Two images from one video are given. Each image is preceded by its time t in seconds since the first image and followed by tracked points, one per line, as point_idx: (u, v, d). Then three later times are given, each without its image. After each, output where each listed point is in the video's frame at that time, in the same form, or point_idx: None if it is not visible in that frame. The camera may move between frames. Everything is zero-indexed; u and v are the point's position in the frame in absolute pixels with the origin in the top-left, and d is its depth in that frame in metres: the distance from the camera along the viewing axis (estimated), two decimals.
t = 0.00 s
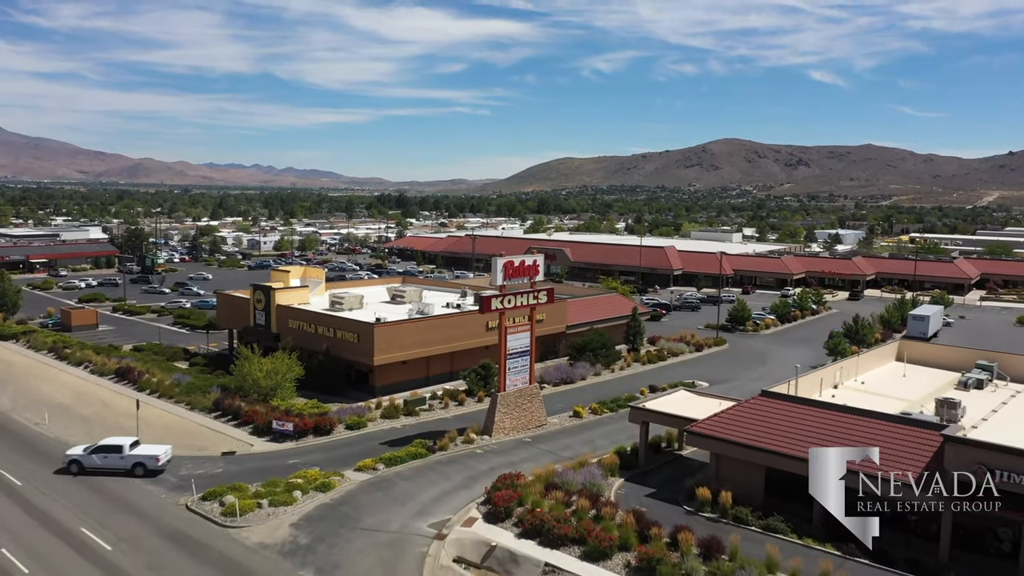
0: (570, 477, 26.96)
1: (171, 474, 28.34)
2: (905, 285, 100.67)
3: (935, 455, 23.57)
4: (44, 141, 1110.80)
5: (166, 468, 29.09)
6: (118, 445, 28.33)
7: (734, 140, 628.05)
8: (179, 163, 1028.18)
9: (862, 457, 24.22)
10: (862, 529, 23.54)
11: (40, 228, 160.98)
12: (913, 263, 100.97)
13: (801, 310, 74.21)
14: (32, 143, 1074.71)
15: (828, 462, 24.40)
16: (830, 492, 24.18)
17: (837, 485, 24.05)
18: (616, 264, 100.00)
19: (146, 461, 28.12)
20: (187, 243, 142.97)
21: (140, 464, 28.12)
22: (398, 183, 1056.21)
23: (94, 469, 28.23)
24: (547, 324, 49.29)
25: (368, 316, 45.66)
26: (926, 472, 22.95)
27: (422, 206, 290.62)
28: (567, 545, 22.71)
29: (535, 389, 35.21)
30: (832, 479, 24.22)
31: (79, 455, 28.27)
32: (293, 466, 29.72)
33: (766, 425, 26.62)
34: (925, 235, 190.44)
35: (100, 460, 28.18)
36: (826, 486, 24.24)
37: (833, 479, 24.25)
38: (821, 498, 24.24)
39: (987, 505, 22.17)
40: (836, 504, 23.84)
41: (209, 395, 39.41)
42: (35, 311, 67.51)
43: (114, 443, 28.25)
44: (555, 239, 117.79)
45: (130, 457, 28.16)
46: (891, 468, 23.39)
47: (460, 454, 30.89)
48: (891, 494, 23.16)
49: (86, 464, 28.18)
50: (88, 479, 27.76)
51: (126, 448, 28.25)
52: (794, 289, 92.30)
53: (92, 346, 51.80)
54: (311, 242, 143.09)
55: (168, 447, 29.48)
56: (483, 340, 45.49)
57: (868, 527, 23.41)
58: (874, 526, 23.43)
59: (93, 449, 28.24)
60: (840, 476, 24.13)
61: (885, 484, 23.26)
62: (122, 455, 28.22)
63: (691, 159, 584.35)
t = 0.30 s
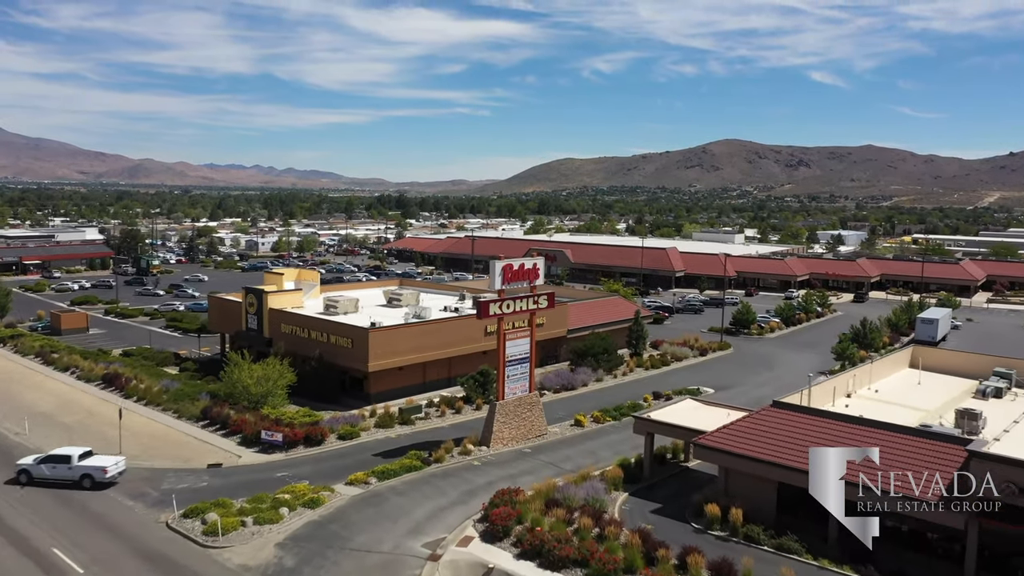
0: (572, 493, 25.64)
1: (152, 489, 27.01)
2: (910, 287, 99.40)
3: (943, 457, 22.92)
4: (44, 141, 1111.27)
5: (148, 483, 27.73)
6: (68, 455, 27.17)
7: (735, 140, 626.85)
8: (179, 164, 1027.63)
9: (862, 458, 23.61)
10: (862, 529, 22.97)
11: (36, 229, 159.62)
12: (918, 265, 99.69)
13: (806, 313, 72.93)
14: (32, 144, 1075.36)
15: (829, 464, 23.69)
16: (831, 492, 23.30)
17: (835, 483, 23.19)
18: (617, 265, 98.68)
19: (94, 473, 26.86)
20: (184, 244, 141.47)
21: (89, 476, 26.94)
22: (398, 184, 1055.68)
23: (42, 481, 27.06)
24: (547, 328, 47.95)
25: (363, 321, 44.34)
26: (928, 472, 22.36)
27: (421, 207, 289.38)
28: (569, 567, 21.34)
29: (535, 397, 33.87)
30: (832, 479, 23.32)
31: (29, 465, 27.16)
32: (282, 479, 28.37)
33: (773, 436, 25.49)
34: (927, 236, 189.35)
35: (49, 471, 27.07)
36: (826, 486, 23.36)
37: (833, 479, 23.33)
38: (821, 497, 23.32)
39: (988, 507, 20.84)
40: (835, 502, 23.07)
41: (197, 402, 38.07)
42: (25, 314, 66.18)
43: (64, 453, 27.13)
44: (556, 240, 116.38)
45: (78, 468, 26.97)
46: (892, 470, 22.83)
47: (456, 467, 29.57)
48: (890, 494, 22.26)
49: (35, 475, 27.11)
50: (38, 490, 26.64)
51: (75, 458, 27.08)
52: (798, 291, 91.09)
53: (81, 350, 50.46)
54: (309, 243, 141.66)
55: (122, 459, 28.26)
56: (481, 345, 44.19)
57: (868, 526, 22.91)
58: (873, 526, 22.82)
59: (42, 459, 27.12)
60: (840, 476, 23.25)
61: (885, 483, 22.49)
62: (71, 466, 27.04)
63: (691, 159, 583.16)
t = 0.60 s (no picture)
0: (574, 510, 24.35)
1: (131, 506, 25.68)
2: (915, 288, 98.07)
3: (950, 461, 22.03)
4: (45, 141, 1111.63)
5: (129, 498, 26.40)
6: (12, 465, 26.18)
7: (735, 141, 625.41)
8: (179, 164, 1026.60)
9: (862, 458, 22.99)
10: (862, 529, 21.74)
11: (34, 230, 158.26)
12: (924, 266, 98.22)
13: (811, 315, 71.58)
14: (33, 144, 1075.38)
15: (829, 466, 23.07)
16: (831, 490, 22.44)
17: (835, 482, 22.47)
18: (619, 267, 97.34)
19: (35, 485, 25.74)
20: (181, 245, 140.04)
21: (31, 489, 25.85)
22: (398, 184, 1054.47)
23: None
24: (547, 333, 46.62)
25: (357, 325, 42.99)
26: (927, 472, 21.88)
27: (421, 207, 288.22)
28: None
29: (535, 406, 32.55)
30: (832, 479, 22.60)
31: None
32: (270, 494, 27.03)
33: (776, 445, 24.53)
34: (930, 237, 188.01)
35: None
36: (827, 486, 22.53)
37: (833, 479, 22.60)
38: (821, 496, 22.43)
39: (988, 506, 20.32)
40: (835, 502, 22.21)
41: (185, 410, 36.73)
42: (15, 318, 64.85)
43: (8, 462, 26.15)
44: (557, 241, 114.94)
45: (21, 480, 25.91)
46: (891, 471, 22.31)
47: (453, 480, 28.25)
48: (890, 495, 21.58)
49: None
50: None
51: (19, 469, 26.04)
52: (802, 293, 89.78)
53: (69, 355, 49.10)
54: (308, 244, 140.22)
55: (69, 471, 27.11)
56: (479, 350, 42.88)
57: (869, 525, 21.66)
58: (874, 526, 21.56)
59: None
60: (840, 476, 22.60)
61: (885, 485, 21.92)
62: (14, 477, 26.01)
63: (692, 160, 581.74)
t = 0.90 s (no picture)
0: (576, 529, 23.01)
1: (108, 524, 24.34)
2: (921, 291, 96.65)
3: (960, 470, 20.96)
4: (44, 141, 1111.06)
5: (106, 516, 25.05)
6: None
7: (736, 141, 624.20)
8: (178, 164, 1025.88)
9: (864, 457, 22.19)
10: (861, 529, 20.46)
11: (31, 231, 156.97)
12: (930, 269, 96.76)
13: (817, 318, 70.13)
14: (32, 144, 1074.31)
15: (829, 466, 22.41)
16: (831, 490, 21.62)
17: (835, 482, 21.77)
18: (620, 269, 95.94)
19: None
20: (178, 246, 138.69)
21: None
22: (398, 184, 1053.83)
23: None
24: (548, 337, 45.22)
25: (352, 330, 41.60)
26: (927, 471, 21.25)
27: (421, 207, 287.17)
28: None
29: (535, 416, 31.18)
30: (832, 480, 21.93)
31: None
32: (255, 510, 25.68)
33: (779, 456, 23.43)
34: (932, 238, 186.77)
35: None
36: (827, 486, 21.77)
37: (834, 479, 21.91)
38: (820, 497, 21.46)
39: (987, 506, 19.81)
40: (836, 503, 21.22)
41: (171, 419, 35.36)
42: (4, 321, 63.46)
43: None
44: (557, 243, 113.51)
45: None
46: (891, 471, 21.62)
47: (448, 495, 26.90)
48: (890, 495, 20.88)
49: None
50: None
51: None
52: (807, 295, 88.37)
53: (56, 360, 47.72)
54: (305, 245, 138.96)
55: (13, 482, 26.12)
56: (478, 356, 41.53)
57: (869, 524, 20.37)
58: (874, 525, 20.28)
59: None
60: (840, 476, 21.91)
61: (885, 484, 21.23)
62: None
63: (693, 160, 580.43)
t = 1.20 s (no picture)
0: (577, 550, 21.68)
1: (82, 545, 23.01)
2: (926, 292, 95.30)
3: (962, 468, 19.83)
4: (45, 142, 1112.12)
5: (82, 535, 23.73)
6: None
7: (736, 142, 623.00)
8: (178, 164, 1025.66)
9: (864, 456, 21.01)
10: (859, 527, 19.57)
11: (26, 232, 155.48)
12: (937, 270, 95.30)
13: (822, 321, 68.83)
14: (33, 144, 1075.85)
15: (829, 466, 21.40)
16: (831, 490, 20.74)
17: (835, 481, 20.89)
18: (621, 271, 94.64)
19: None
20: (175, 247, 137.44)
21: None
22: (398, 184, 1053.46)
23: None
24: (548, 342, 43.87)
25: (345, 335, 40.22)
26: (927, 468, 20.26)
27: (421, 208, 286.21)
28: None
29: (535, 426, 29.82)
30: (832, 480, 21.05)
31: None
32: (239, 528, 24.35)
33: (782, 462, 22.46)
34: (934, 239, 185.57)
35: None
36: (827, 487, 20.91)
37: (833, 479, 21.05)
38: (820, 497, 20.71)
39: (987, 506, 18.91)
40: (835, 503, 20.37)
41: (157, 428, 34.05)
42: None
43: None
44: (557, 244, 112.14)
45: None
46: (892, 467, 20.65)
47: (443, 512, 25.56)
48: (889, 495, 20.08)
49: None
50: None
51: None
52: (811, 297, 87.05)
53: (43, 365, 46.41)
54: (303, 247, 137.65)
55: None
56: (475, 362, 40.19)
57: (869, 524, 19.52)
58: (874, 526, 19.50)
59: None
60: (840, 475, 21.05)
61: (885, 483, 20.37)
62: None
63: (693, 160, 579.00)
